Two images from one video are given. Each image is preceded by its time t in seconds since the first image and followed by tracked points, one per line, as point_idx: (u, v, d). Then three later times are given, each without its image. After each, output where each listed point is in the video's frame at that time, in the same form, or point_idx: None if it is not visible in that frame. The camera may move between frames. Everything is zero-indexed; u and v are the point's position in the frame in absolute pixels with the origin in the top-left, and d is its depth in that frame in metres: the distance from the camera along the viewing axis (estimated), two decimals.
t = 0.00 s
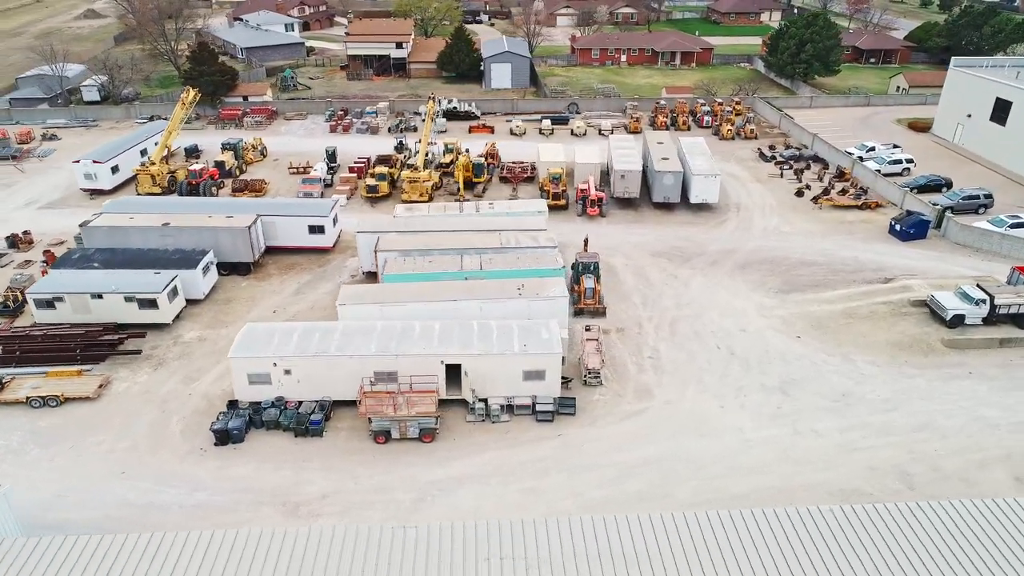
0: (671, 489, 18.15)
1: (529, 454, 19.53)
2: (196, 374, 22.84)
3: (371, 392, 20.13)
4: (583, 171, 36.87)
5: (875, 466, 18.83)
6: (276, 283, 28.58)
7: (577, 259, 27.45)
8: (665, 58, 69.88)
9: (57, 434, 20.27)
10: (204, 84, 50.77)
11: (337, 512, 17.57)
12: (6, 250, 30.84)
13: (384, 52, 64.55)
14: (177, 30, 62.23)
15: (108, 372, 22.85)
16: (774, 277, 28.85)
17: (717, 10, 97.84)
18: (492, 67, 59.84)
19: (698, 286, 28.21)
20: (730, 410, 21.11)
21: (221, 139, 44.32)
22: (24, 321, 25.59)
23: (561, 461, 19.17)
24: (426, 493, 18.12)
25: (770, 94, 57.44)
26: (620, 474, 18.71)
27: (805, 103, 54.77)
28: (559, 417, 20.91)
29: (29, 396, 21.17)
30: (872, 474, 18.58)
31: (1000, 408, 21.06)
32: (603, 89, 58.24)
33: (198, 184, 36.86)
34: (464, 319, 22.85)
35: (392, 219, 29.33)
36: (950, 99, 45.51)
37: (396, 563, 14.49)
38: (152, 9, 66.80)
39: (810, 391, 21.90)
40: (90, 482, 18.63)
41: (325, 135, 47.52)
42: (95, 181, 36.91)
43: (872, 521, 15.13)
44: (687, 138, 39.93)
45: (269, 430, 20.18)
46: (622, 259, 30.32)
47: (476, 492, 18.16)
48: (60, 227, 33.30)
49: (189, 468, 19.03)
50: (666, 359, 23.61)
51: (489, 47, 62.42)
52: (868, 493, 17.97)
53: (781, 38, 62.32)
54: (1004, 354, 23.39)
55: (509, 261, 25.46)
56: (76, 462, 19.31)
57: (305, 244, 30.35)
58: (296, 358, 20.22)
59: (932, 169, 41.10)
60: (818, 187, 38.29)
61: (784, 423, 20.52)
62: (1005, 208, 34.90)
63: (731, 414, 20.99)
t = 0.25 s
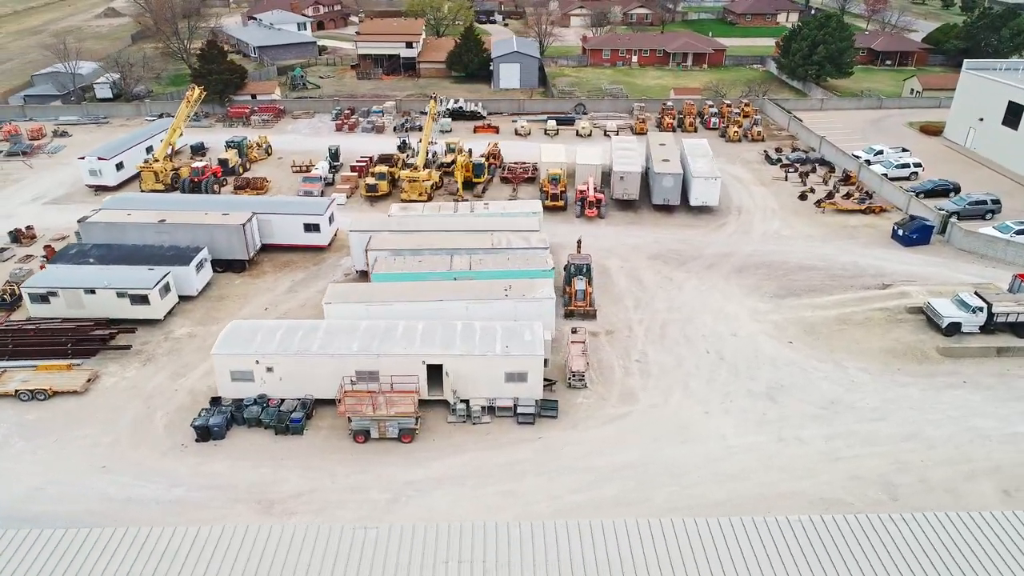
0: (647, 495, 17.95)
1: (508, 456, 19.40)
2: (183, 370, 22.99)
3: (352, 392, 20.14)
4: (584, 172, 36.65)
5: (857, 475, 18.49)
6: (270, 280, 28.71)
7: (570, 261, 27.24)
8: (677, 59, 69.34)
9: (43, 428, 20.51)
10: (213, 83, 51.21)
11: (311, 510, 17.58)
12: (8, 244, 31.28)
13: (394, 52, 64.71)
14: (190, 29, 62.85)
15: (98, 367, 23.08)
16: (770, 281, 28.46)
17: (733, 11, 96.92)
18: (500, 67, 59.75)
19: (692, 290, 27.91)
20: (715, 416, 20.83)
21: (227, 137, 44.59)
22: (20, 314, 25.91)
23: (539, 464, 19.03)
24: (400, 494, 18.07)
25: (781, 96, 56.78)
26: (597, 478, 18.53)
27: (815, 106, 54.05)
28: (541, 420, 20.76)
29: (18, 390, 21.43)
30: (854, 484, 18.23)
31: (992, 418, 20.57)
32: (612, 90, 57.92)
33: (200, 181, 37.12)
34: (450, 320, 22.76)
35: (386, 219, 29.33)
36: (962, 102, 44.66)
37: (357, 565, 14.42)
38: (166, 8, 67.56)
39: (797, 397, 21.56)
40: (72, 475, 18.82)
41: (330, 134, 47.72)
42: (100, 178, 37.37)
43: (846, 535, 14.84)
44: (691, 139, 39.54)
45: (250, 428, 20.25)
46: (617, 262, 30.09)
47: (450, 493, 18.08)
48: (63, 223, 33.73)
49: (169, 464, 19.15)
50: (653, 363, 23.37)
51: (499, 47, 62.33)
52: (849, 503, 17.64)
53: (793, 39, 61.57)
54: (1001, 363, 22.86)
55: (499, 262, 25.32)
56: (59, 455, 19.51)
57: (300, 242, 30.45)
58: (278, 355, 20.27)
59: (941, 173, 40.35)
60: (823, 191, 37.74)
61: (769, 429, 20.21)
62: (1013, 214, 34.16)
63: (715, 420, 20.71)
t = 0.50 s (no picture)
0: (623, 501, 17.71)
1: (486, 458, 19.28)
2: (174, 365, 23.22)
3: (333, 390, 20.19)
4: (588, 173, 36.42)
5: (841, 487, 18.07)
6: (267, 277, 28.91)
7: (564, 263, 27.20)
8: (694, 61, 68.66)
9: (33, 418, 20.84)
10: (227, 81, 51.79)
11: (285, 507, 17.63)
12: (17, 237, 31.86)
13: (409, 52, 64.91)
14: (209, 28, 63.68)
15: (91, 360, 23.40)
16: (769, 286, 28.00)
17: (755, 12, 95.69)
18: (514, 67, 59.63)
19: (688, 294, 27.55)
20: (700, 422, 20.52)
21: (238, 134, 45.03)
22: (22, 306, 26.37)
23: (517, 467, 18.89)
24: (375, 493, 18.04)
25: (797, 98, 55.93)
26: (574, 483, 18.33)
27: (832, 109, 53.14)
28: (523, 422, 20.62)
29: (12, 380, 21.80)
30: (836, 495, 17.84)
31: (986, 431, 20.00)
32: (625, 91, 57.50)
33: (207, 177, 37.56)
34: (437, 320, 22.72)
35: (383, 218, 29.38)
36: (981, 107, 43.59)
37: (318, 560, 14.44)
38: (187, 7, 68.50)
39: (786, 406, 21.16)
40: (56, 466, 19.09)
41: (340, 132, 48.00)
42: (110, 173, 37.98)
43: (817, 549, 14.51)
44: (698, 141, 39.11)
45: (233, 423, 20.37)
46: (615, 264, 29.82)
47: (425, 494, 18.01)
48: (71, 217, 34.32)
49: (151, 457, 19.35)
50: (642, 367, 23.10)
51: (513, 47, 62.21)
52: (829, 515, 17.26)
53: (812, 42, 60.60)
54: (1001, 376, 22.23)
55: (491, 263, 25.23)
56: (46, 445, 19.80)
57: (300, 240, 30.65)
58: (262, 352, 20.39)
59: (956, 179, 39.40)
60: (831, 195, 37.08)
61: (754, 437, 19.86)
62: None
63: (699, 427, 20.38)
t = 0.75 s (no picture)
0: (598, 505, 17.56)
1: (464, 458, 19.20)
2: (163, 360, 23.40)
3: (315, 388, 20.23)
4: (588, 174, 36.22)
5: (822, 495, 17.77)
6: (262, 275, 29.07)
7: (556, 264, 27.11)
8: (705, 62, 68.08)
9: (21, 411, 21.10)
10: (236, 79, 52.21)
11: (260, 504, 17.68)
12: (21, 232, 32.28)
13: (419, 51, 65.05)
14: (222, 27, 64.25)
15: (82, 354, 23.65)
16: (765, 290, 27.65)
17: (772, 13, 94.72)
18: (522, 67, 59.51)
19: (682, 297, 27.28)
20: (683, 426, 20.30)
21: (244, 132, 45.33)
22: (19, 300, 26.72)
23: (494, 468, 18.79)
24: (351, 492, 18.04)
25: (808, 100, 55.26)
26: (550, 486, 18.20)
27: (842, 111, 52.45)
28: (505, 423, 20.52)
29: (3, 373, 22.09)
30: (816, 504, 17.55)
31: (976, 441, 19.59)
32: (633, 92, 57.15)
33: (210, 175, 37.85)
34: (423, 319, 22.70)
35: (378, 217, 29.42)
36: (993, 110, 42.76)
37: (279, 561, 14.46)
38: (201, 6, 69.19)
39: (771, 412, 20.86)
40: (40, 458, 19.30)
41: (346, 131, 48.20)
42: (115, 170, 38.44)
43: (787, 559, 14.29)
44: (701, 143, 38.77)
45: (216, 419, 20.48)
46: (610, 266, 29.62)
47: (400, 494, 17.98)
48: (75, 213, 34.75)
49: (133, 452, 19.51)
50: (629, 370, 22.89)
51: (523, 47, 62.09)
52: (808, 524, 16.98)
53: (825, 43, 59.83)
54: (995, 384, 21.77)
55: (481, 263, 25.16)
56: (32, 438, 20.04)
57: (296, 237, 30.80)
58: (245, 349, 20.49)
59: (965, 183, 38.68)
60: (835, 198, 36.56)
61: (736, 443, 19.60)
62: None
63: (682, 431, 20.16)
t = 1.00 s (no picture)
0: (569, 508, 17.39)
1: (440, 458, 19.12)
2: (150, 355, 23.61)
3: (294, 385, 20.29)
4: (587, 174, 36.02)
5: (798, 503, 17.44)
6: (255, 271, 29.25)
7: (546, 264, 26.94)
8: (718, 63, 67.46)
9: (8, 401, 21.38)
10: (246, 77, 52.68)
11: (234, 500, 17.74)
12: (25, 226, 32.76)
13: (430, 50, 65.18)
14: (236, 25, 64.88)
15: (73, 347, 23.94)
16: (759, 294, 27.26)
17: (790, 14, 93.59)
18: (531, 67, 59.37)
19: (673, 300, 27.00)
20: (663, 430, 20.06)
21: (250, 129, 45.68)
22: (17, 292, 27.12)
23: (469, 469, 18.68)
24: (324, 490, 18.02)
25: (820, 102, 54.50)
26: (523, 488, 18.04)
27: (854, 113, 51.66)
28: (483, 424, 20.42)
29: None
30: (792, 512, 17.23)
31: (962, 451, 19.14)
32: (642, 92, 56.77)
33: (213, 172, 38.18)
34: (406, 319, 22.68)
35: (372, 216, 29.49)
36: (1007, 113, 41.83)
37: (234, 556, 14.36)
38: (217, 5, 69.94)
39: (754, 417, 20.53)
40: (22, 449, 19.54)
41: (351, 129, 48.41)
42: (121, 166, 38.97)
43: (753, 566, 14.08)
44: (704, 145, 38.38)
45: (197, 414, 20.61)
46: (603, 267, 29.39)
47: (372, 492, 17.93)
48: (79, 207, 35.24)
49: (113, 445, 19.69)
50: (613, 372, 22.68)
51: (533, 47, 61.94)
52: (782, 533, 16.67)
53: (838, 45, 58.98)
54: (987, 394, 21.26)
55: (469, 263, 25.09)
56: (16, 428, 20.29)
57: (291, 234, 30.96)
58: (227, 345, 20.61)
59: (974, 187, 37.88)
60: (839, 202, 36.00)
61: (715, 449, 19.32)
62: None
63: (662, 435, 19.91)
